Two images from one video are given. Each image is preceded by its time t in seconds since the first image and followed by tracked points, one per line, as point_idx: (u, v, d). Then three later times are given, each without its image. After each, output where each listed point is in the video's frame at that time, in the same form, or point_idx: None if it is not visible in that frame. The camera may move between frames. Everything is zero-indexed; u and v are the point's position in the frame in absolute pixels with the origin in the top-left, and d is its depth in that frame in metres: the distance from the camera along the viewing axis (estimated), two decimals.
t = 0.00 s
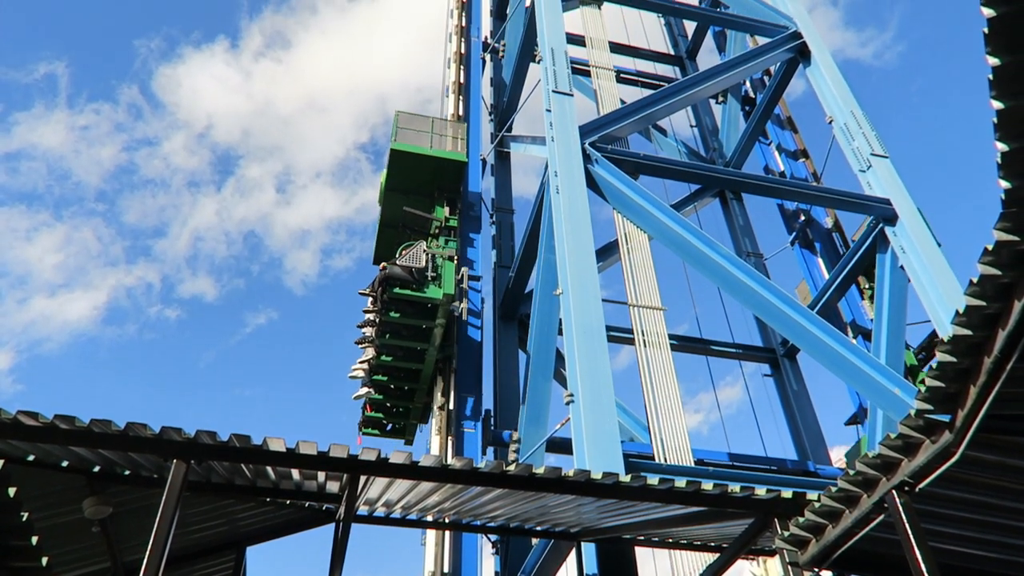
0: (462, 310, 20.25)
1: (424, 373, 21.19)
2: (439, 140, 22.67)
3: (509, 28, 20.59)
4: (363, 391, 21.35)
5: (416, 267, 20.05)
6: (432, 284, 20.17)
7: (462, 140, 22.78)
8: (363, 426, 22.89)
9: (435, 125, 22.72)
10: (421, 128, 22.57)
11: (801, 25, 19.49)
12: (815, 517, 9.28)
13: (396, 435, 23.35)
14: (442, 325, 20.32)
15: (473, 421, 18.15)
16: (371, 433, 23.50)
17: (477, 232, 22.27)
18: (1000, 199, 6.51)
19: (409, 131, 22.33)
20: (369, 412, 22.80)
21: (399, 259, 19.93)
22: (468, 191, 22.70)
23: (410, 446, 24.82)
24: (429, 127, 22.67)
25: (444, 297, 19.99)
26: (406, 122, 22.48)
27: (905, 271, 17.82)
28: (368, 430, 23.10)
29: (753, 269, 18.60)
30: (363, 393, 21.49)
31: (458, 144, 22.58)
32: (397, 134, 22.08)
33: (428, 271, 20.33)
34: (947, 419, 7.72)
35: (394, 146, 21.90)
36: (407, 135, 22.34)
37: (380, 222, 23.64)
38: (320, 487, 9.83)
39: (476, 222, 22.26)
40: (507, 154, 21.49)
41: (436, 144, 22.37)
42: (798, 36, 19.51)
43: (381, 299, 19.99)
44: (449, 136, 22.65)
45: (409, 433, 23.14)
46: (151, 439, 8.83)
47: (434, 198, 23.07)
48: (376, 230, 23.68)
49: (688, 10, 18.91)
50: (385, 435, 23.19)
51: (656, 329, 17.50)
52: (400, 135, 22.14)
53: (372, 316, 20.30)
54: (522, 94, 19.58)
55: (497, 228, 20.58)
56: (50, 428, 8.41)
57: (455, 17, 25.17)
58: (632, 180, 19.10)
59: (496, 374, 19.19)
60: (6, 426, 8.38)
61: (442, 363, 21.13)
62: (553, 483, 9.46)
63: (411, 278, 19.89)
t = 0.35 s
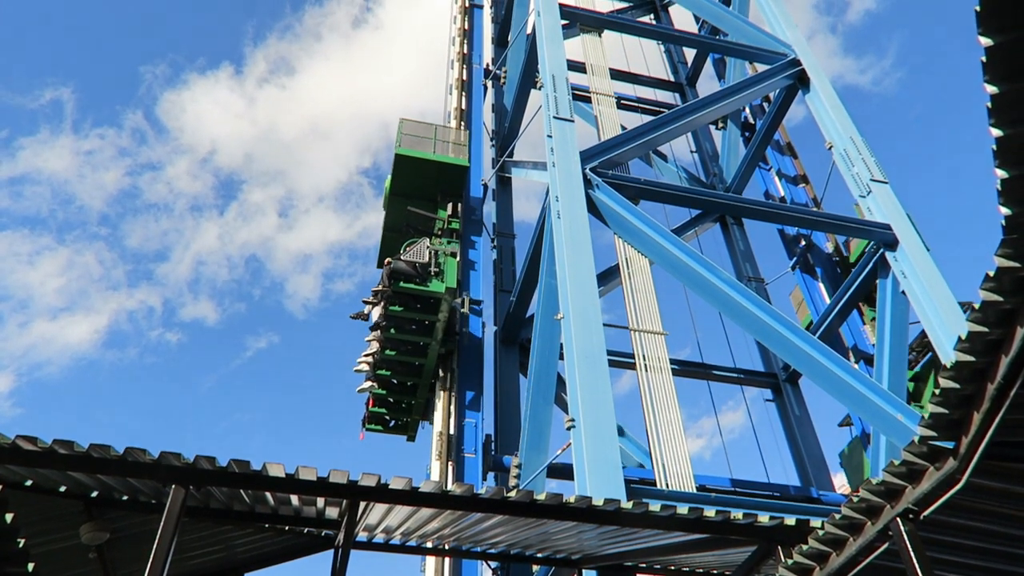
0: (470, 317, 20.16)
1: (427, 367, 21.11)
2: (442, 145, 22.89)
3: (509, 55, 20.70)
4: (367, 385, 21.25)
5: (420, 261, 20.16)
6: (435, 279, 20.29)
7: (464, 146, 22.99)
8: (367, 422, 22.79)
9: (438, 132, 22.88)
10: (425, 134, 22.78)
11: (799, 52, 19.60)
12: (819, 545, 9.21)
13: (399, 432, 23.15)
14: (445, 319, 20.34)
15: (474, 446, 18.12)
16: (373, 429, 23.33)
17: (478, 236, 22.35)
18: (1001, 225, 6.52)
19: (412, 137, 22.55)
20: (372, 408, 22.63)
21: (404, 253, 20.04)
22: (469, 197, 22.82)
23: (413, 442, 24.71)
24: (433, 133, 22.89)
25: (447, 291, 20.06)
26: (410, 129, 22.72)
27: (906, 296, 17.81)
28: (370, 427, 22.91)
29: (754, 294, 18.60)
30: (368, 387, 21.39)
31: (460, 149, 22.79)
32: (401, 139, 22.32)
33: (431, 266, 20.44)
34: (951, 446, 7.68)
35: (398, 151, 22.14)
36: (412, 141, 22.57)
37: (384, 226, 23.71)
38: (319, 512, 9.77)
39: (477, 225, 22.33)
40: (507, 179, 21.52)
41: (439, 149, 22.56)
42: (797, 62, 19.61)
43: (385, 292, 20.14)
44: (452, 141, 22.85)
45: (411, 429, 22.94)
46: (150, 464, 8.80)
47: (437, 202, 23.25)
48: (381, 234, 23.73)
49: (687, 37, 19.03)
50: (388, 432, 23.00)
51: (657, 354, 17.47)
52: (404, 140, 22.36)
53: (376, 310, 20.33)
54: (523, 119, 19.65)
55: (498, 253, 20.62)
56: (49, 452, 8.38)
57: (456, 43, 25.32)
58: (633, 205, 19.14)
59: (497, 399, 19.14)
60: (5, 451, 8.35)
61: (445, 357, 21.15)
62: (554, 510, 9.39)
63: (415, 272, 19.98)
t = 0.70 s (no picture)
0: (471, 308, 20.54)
1: (429, 355, 21.21)
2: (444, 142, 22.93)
3: (511, 71, 20.74)
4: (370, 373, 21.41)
5: (424, 249, 20.43)
6: (438, 267, 20.53)
7: (467, 143, 23.03)
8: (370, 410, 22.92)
9: (441, 130, 22.96)
10: (428, 132, 22.88)
11: (800, 68, 19.65)
12: (822, 562, 9.16)
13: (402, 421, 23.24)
14: (447, 306, 20.55)
15: (474, 461, 18.05)
16: (377, 417, 23.39)
17: (479, 231, 22.86)
18: (1002, 242, 6.53)
19: (416, 134, 22.62)
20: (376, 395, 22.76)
21: (408, 241, 20.35)
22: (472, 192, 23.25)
23: (416, 431, 24.78)
24: (436, 131, 22.97)
25: (449, 279, 20.30)
26: (414, 127, 22.81)
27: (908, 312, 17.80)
28: (374, 414, 23.05)
29: (755, 309, 18.60)
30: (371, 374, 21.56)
31: (463, 145, 22.86)
32: (406, 135, 22.39)
33: (435, 254, 20.69)
34: (954, 463, 7.65)
35: (402, 147, 22.19)
36: (416, 138, 22.63)
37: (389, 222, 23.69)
38: (319, 527, 9.73)
39: (479, 221, 22.81)
40: (509, 193, 21.49)
41: (442, 146, 22.60)
42: (797, 79, 19.67)
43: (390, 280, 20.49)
44: (456, 138, 22.91)
45: (414, 419, 23.02)
46: (149, 478, 8.77)
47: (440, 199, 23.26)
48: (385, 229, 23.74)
49: (688, 53, 19.09)
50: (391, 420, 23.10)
51: (658, 369, 17.45)
52: (408, 137, 22.44)
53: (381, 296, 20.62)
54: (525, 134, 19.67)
55: (500, 266, 20.62)
56: (48, 467, 8.36)
57: (458, 59, 25.36)
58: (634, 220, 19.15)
59: (498, 414, 19.07)
60: (4, 466, 8.33)
61: (447, 345, 21.20)
62: (555, 525, 9.36)
63: (419, 260, 20.31)
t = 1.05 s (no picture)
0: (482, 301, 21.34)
1: (432, 344, 21.75)
2: (448, 142, 23.15)
3: (512, 86, 20.77)
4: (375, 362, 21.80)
5: (427, 240, 20.79)
6: (441, 257, 20.94)
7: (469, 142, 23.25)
8: (374, 399, 23.41)
9: (443, 130, 23.19)
10: (431, 132, 23.11)
11: (800, 84, 19.70)
12: None
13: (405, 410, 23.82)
14: (450, 296, 21.00)
15: (476, 476, 18.05)
16: (380, 408, 24.09)
17: (482, 228, 23.14)
18: (1004, 257, 6.52)
19: (419, 134, 22.87)
20: (379, 385, 23.30)
21: (412, 233, 20.65)
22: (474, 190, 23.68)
23: (417, 422, 25.34)
24: (439, 132, 23.21)
25: (452, 269, 20.75)
26: (417, 127, 23.11)
27: (909, 327, 17.78)
28: (377, 404, 23.61)
29: (757, 323, 18.59)
30: (375, 364, 21.94)
31: (466, 144, 23.08)
32: (410, 135, 22.66)
33: (438, 245, 21.07)
34: (958, 479, 7.61)
35: (406, 146, 22.43)
36: (419, 137, 22.89)
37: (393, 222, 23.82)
38: (319, 543, 9.68)
39: (482, 218, 23.19)
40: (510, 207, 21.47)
41: (444, 144, 22.79)
42: (797, 94, 19.71)
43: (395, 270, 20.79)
44: (458, 137, 23.13)
45: (417, 408, 23.59)
46: (149, 494, 8.75)
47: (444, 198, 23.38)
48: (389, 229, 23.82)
49: (689, 69, 19.14)
50: (394, 409, 23.69)
51: (660, 383, 17.43)
52: (412, 135, 22.72)
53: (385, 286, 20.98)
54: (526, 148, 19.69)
55: (501, 281, 20.56)
56: (48, 481, 8.34)
57: (460, 74, 25.42)
58: (635, 234, 19.16)
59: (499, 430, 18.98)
60: (3, 480, 8.30)
61: (449, 335, 21.76)
62: (557, 542, 9.31)
63: (422, 251, 20.59)
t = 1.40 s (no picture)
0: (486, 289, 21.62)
1: (435, 331, 22.33)
2: (450, 138, 23.77)
3: (512, 97, 20.74)
4: (380, 349, 22.31)
5: (430, 229, 21.37)
6: (444, 245, 21.49)
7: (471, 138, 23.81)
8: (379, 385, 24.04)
9: (446, 126, 23.84)
10: (435, 128, 23.73)
11: (800, 94, 19.72)
12: None
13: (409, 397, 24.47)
14: (452, 284, 21.53)
15: (478, 487, 17.97)
16: (385, 395, 24.73)
17: (483, 223, 23.17)
18: (1007, 267, 6.52)
19: (422, 130, 23.50)
20: (384, 370, 23.91)
21: (415, 222, 21.23)
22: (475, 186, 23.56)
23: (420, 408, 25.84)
24: (442, 128, 23.82)
25: (454, 257, 21.30)
26: (420, 123, 23.73)
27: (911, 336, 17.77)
28: (382, 390, 24.30)
29: (759, 334, 18.60)
30: (380, 350, 22.42)
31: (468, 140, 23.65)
32: (413, 129, 23.31)
33: (440, 234, 21.62)
34: (962, 489, 7.59)
35: (409, 141, 23.08)
36: (422, 134, 23.52)
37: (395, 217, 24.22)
38: (320, 554, 9.65)
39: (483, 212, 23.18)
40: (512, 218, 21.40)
41: (447, 140, 23.44)
42: (798, 104, 19.73)
43: (398, 258, 21.33)
44: (460, 134, 23.75)
45: (420, 394, 24.24)
46: (150, 505, 8.73)
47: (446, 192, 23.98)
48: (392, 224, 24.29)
49: (689, 79, 19.17)
50: (398, 396, 24.31)
51: (662, 393, 17.42)
52: (415, 131, 23.39)
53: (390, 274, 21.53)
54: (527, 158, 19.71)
55: (502, 292, 20.53)
56: (49, 493, 8.33)
57: (461, 85, 25.45)
58: (636, 244, 19.18)
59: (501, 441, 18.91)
60: (4, 492, 8.29)
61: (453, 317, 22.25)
62: (559, 553, 9.29)
63: (425, 239, 21.17)
